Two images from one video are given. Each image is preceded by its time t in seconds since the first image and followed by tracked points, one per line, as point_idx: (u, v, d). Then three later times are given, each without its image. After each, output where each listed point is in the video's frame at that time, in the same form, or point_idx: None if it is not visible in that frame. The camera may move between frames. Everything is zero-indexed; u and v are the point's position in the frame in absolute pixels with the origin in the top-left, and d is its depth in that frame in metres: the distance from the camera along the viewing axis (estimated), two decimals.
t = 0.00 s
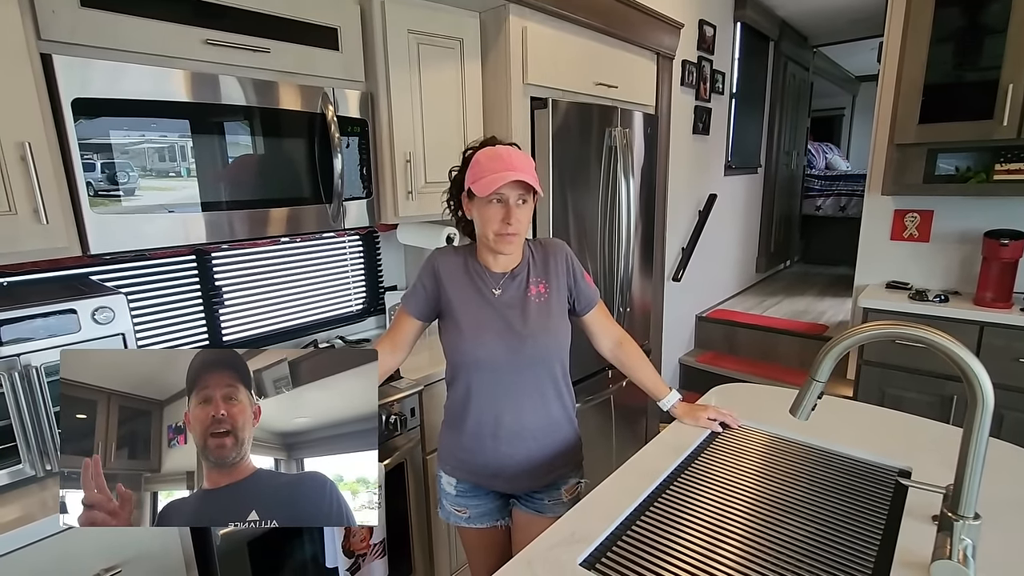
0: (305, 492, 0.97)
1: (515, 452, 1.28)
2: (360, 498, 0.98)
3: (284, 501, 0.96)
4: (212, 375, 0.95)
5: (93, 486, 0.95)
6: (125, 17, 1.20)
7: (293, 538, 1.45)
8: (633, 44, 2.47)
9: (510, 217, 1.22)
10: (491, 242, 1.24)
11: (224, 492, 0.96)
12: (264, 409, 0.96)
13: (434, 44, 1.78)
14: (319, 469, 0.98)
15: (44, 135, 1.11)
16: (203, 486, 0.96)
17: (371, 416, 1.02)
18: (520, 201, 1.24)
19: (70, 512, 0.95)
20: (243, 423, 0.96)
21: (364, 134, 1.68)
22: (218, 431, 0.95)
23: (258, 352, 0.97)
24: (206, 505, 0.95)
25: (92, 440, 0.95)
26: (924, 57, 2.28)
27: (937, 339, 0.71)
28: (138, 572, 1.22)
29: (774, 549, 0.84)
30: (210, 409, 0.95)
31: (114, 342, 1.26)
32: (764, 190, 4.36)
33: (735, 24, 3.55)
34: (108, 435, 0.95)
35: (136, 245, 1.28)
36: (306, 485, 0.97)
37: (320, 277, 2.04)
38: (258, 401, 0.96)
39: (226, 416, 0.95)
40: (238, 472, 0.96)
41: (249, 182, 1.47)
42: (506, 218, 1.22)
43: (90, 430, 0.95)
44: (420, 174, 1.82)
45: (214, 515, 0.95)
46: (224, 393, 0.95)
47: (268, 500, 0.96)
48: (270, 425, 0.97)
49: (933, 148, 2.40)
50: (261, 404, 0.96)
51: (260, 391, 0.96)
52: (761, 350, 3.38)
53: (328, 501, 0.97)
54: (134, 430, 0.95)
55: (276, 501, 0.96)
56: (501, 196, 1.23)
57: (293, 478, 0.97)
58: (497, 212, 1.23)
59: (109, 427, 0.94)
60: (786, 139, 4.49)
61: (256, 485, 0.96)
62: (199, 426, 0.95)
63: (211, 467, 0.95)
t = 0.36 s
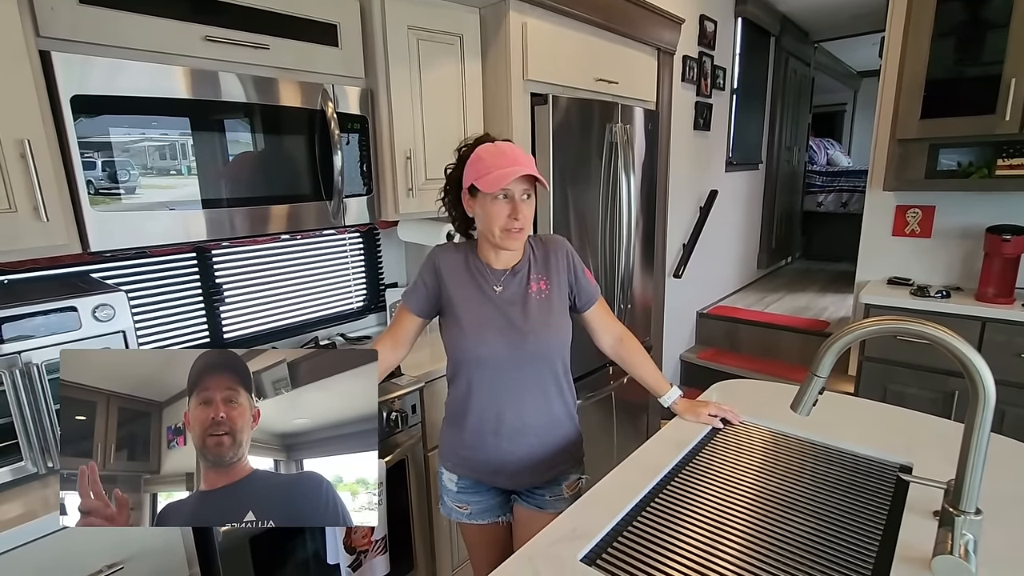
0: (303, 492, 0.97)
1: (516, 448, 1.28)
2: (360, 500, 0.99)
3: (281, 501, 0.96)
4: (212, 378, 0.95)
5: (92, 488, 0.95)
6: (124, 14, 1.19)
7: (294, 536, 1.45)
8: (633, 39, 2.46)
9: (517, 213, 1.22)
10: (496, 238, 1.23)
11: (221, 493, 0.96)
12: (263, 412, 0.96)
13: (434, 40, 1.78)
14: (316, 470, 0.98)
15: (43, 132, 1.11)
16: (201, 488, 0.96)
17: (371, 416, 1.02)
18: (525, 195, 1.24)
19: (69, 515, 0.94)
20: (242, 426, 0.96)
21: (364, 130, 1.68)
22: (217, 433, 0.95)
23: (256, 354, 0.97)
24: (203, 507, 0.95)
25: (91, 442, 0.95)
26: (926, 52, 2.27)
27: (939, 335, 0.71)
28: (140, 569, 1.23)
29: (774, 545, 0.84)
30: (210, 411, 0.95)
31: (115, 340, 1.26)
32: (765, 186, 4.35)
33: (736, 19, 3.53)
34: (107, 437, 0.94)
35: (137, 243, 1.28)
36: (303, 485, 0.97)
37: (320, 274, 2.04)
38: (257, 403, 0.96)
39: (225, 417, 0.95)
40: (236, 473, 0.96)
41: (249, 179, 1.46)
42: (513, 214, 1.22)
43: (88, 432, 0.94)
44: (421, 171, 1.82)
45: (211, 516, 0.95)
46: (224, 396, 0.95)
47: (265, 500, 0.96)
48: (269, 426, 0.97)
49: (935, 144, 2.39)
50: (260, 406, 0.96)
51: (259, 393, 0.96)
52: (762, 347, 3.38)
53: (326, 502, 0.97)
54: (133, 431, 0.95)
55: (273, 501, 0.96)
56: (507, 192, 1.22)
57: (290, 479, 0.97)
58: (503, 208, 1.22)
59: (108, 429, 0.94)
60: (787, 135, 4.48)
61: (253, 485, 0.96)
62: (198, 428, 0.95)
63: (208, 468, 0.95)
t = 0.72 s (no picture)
0: (302, 493, 0.97)
1: (517, 445, 1.28)
2: (360, 501, 0.98)
3: (279, 502, 0.96)
4: (209, 382, 0.95)
5: (94, 489, 0.96)
6: (121, 14, 1.19)
7: (297, 534, 1.46)
8: (632, 34, 2.45)
9: (515, 210, 1.22)
10: (495, 236, 1.24)
11: (218, 497, 0.96)
12: (259, 415, 0.97)
13: (433, 36, 1.77)
14: (314, 471, 0.98)
15: (42, 133, 1.11)
16: (199, 491, 0.96)
17: (371, 417, 1.02)
18: (524, 193, 1.24)
19: (69, 518, 0.96)
20: (240, 429, 0.96)
21: (363, 128, 1.68)
22: (214, 436, 0.95)
23: (253, 356, 0.97)
24: (201, 510, 0.96)
25: (90, 445, 0.95)
26: (927, 44, 2.27)
27: (938, 328, 0.71)
28: (145, 567, 1.24)
29: (775, 539, 0.84)
30: (207, 414, 0.95)
31: (117, 340, 1.26)
32: (766, 180, 4.34)
33: (735, 12, 3.52)
34: (106, 440, 0.95)
35: (137, 243, 1.29)
36: (301, 486, 0.98)
37: (320, 273, 2.05)
38: (254, 406, 0.96)
39: (222, 420, 0.95)
40: (233, 476, 0.96)
41: (248, 178, 1.46)
42: (512, 212, 1.22)
43: (88, 435, 0.95)
44: (420, 168, 1.81)
45: (210, 518, 0.96)
46: (222, 399, 0.96)
47: (264, 501, 0.96)
48: (267, 428, 0.97)
49: (936, 136, 2.38)
50: (256, 409, 0.97)
51: (256, 395, 0.96)
52: (764, 341, 3.38)
53: (324, 502, 0.97)
54: (133, 434, 0.95)
55: (272, 503, 0.96)
56: (506, 189, 1.22)
57: (287, 480, 0.97)
58: (502, 206, 1.22)
59: (107, 432, 0.95)
60: (788, 128, 4.47)
61: (251, 487, 0.96)
62: (196, 431, 0.95)
63: (206, 471, 0.95)
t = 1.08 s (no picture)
0: (301, 493, 0.98)
1: (519, 444, 1.28)
2: (359, 500, 0.98)
3: (278, 503, 0.97)
4: (207, 383, 0.95)
5: (94, 490, 0.97)
6: (123, 17, 1.19)
7: (301, 534, 1.47)
8: (633, 33, 2.45)
9: (514, 211, 1.22)
10: (494, 236, 1.24)
11: (218, 497, 0.97)
12: (258, 415, 0.96)
13: (433, 37, 1.78)
14: (314, 472, 0.98)
15: (45, 137, 1.12)
16: (198, 491, 0.97)
17: (372, 416, 1.01)
18: (523, 194, 1.24)
19: (69, 521, 0.96)
20: (238, 430, 0.96)
21: (364, 129, 1.68)
22: (213, 438, 0.95)
23: (249, 357, 0.97)
24: (201, 510, 0.97)
25: (89, 446, 0.96)
26: (928, 42, 2.26)
27: (938, 327, 0.71)
28: (151, 568, 1.24)
29: (777, 538, 0.84)
30: (205, 415, 0.95)
31: (121, 342, 1.27)
32: (767, 179, 4.34)
33: (736, 11, 3.52)
34: (105, 441, 0.96)
35: (140, 245, 1.29)
36: (300, 487, 0.98)
37: (322, 274, 2.05)
38: (253, 406, 0.96)
39: (221, 422, 0.95)
40: (233, 477, 0.96)
41: (249, 179, 1.47)
42: (510, 213, 1.22)
43: (87, 436, 0.96)
44: (421, 169, 1.82)
45: (210, 518, 0.97)
46: (219, 400, 0.95)
47: (263, 502, 0.97)
48: (266, 428, 0.97)
49: (938, 134, 2.38)
50: (255, 409, 0.96)
51: (255, 396, 0.96)
52: (765, 339, 3.38)
53: (322, 502, 0.98)
54: (132, 435, 0.96)
55: (271, 504, 0.97)
56: (505, 190, 1.22)
57: (287, 481, 0.98)
58: (501, 207, 1.22)
59: (106, 433, 0.95)
60: (789, 127, 4.47)
61: (250, 488, 0.97)
62: (194, 433, 0.95)
63: (205, 473, 0.96)
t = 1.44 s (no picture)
0: (297, 492, 0.97)
1: (514, 444, 1.28)
2: (359, 500, 0.98)
3: (274, 503, 0.97)
4: (199, 383, 0.95)
5: (94, 490, 0.96)
6: (116, 18, 1.19)
7: (296, 534, 1.47)
8: (629, 33, 2.45)
9: (505, 211, 1.22)
10: (487, 236, 1.24)
11: (214, 496, 0.97)
12: (254, 413, 0.96)
13: (428, 38, 1.77)
14: (311, 470, 0.98)
15: (38, 137, 1.12)
16: (194, 491, 0.97)
17: (375, 414, 1.01)
18: (515, 194, 1.24)
19: (69, 521, 0.96)
20: (232, 430, 0.96)
21: (359, 130, 1.68)
22: (207, 438, 0.95)
23: (246, 357, 0.97)
24: (197, 510, 0.97)
25: (89, 446, 0.96)
26: (924, 42, 2.26)
27: (930, 327, 0.71)
28: (145, 568, 1.24)
29: (771, 539, 0.84)
30: (199, 416, 0.95)
31: (114, 343, 1.26)
32: (764, 179, 4.34)
33: (733, 11, 3.52)
34: (104, 441, 0.95)
35: (136, 246, 1.29)
36: (298, 486, 0.98)
37: (318, 274, 2.05)
38: (250, 406, 0.96)
39: (214, 422, 0.95)
40: (228, 477, 0.96)
41: (245, 179, 1.46)
42: (502, 213, 1.22)
43: (87, 436, 0.96)
44: (416, 169, 1.82)
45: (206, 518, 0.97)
46: (213, 400, 0.95)
47: (259, 502, 0.97)
48: (265, 427, 0.96)
49: (933, 134, 2.38)
50: (252, 408, 0.96)
51: (254, 396, 0.96)
52: (763, 339, 3.38)
53: (319, 501, 0.97)
54: (131, 435, 0.96)
55: (267, 503, 0.96)
56: (497, 189, 1.22)
57: (283, 480, 0.97)
58: (493, 207, 1.22)
59: (106, 433, 0.95)
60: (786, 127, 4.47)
61: (245, 488, 0.96)
62: (189, 434, 0.95)
63: (200, 474, 0.96)
